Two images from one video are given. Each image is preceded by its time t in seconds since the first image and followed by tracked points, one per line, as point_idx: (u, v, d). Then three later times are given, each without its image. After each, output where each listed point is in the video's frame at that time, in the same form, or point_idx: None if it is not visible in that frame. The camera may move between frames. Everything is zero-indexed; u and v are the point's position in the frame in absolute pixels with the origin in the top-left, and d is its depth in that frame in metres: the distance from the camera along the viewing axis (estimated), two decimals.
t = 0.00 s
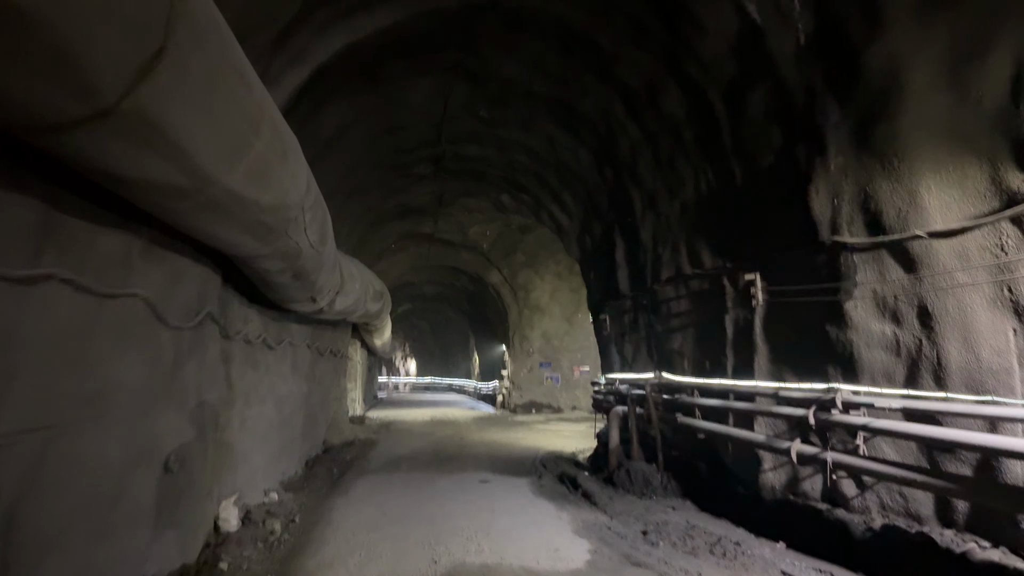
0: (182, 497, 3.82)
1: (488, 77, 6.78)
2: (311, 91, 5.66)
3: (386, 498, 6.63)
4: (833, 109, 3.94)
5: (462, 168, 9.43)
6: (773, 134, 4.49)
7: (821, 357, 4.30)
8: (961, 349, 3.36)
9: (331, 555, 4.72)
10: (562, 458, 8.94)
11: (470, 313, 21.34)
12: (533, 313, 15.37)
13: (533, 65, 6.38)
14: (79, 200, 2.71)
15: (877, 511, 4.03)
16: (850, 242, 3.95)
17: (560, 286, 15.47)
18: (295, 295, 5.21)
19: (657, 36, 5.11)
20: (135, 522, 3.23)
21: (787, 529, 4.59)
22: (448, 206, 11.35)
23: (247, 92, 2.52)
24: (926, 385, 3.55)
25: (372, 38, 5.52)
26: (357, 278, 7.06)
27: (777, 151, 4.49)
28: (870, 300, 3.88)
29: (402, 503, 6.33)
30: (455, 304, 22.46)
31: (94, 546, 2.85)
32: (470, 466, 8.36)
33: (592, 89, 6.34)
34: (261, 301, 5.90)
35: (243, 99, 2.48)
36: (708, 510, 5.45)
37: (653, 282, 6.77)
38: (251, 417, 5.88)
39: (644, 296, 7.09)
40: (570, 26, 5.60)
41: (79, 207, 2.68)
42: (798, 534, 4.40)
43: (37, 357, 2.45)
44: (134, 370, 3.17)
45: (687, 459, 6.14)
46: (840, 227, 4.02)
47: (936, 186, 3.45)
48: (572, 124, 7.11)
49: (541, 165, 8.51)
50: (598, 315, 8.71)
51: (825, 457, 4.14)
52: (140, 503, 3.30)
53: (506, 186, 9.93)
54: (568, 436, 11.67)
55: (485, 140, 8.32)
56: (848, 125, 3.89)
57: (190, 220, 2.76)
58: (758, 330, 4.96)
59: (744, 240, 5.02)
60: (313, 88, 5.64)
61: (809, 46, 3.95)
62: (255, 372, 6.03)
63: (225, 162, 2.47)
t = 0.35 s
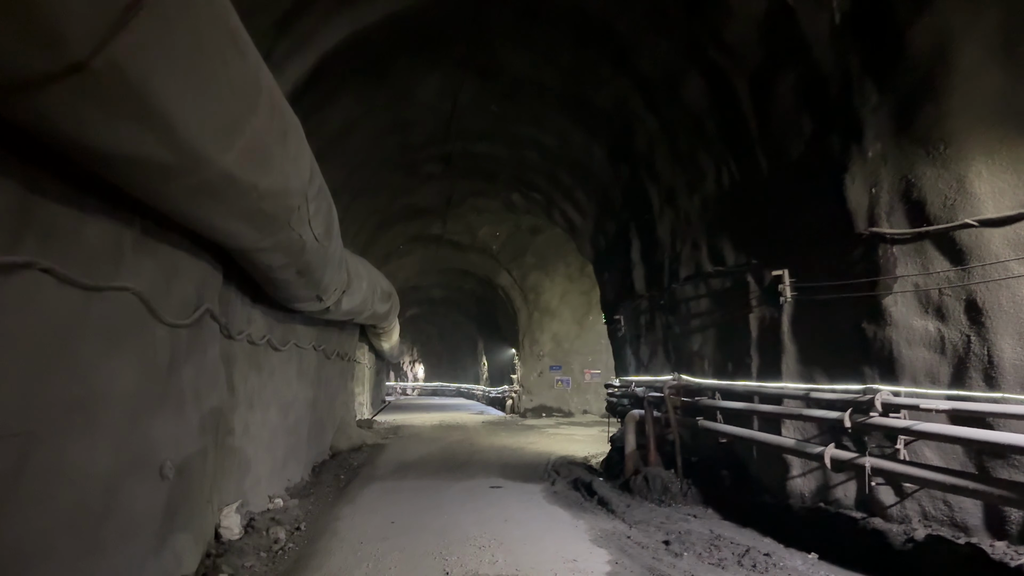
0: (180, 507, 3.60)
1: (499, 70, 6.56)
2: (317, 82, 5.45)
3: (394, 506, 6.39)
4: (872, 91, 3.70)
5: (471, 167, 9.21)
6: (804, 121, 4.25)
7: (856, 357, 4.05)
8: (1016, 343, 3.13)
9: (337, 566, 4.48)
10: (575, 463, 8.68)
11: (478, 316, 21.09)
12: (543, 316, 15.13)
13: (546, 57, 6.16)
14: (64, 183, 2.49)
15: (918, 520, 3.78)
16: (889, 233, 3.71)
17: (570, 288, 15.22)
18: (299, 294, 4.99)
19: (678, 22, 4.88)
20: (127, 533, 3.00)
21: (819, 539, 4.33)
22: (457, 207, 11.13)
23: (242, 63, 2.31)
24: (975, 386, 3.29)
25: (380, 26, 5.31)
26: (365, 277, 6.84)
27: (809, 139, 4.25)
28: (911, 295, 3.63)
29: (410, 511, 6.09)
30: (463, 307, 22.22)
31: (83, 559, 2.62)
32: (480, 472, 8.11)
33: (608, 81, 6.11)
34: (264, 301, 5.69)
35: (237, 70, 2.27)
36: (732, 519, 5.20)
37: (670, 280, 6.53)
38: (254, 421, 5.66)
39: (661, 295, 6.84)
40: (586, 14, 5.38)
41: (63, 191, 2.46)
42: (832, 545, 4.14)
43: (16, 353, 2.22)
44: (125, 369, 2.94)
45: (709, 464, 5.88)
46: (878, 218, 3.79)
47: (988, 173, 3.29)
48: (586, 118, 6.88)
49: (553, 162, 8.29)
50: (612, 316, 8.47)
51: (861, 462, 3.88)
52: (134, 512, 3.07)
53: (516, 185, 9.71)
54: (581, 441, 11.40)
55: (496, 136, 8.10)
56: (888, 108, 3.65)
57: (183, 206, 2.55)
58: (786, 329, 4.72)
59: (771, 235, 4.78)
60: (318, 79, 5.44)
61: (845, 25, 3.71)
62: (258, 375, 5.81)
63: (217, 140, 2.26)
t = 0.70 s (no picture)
0: (168, 512, 3.38)
1: (506, 57, 6.33)
2: (316, 67, 5.22)
3: (397, 508, 6.16)
4: (908, 69, 3.46)
5: (477, 159, 8.97)
6: (831, 103, 4.01)
7: (888, 353, 3.81)
8: None
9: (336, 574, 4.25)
10: (584, 463, 8.44)
11: (484, 314, 20.85)
12: (549, 313, 14.88)
13: (555, 43, 5.93)
14: (32, 160, 2.27)
15: (957, 528, 3.54)
16: (926, 219, 3.47)
17: (577, 284, 14.98)
18: (298, 288, 4.76)
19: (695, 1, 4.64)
20: (107, 543, 2.76)
21: (846, 546, 4.09)
22: (462, 201, 10.90)
23: (221, 23, 2.10)
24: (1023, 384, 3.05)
25: (383, 8, 5.08)
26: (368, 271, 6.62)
27: (836, 122, 4.00)
28: (951, 286, 3.40)
29: (414, 514, 5.87)
30: (469, 305, 21.98)
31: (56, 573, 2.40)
32: (487, 472, 7.88)
33: (620, 68, 5.87)
34: (261, 296, 5.46)
35: (215, 29, 2.05)
36: (751, 523, 4.96)
37: (684, 275, 6.29)
38: (252, 420, 5.43)
39: (674, 290, 6.60)
40: None
41: (30, 168, 2.24)
42: (862, 553, 3.90)
43: None
44: (104, 366, 2.72)
45: (725, 466, 5.64)
46: (914, 204, 3.54)
47: None
48: (596, 107, 6.65)
49: (561, 154, 8.05)
50: (622, 313, 8.22)
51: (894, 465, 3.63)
52: (115, 520, 2.83)
53: (523, 179, 9.47)
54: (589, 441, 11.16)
55: (502, 127, 7.87)
56: (927, 86, 3.41)
57: (162, 185, 2.33)
58: (810, 324, 4.47)
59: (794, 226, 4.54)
60: (318, 64, 5.21)
61: None
62: (256, 372, 5.59)
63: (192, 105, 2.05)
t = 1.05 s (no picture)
0: (151, 518, 3.14)
1: (513, 42, 6.08)
2: (313, 49, 4.98)
3: (399, 511, 5.92)
4: (951, 40, 3.21)
5: (482, 151, 8.72)
6: (863, 81, 3.76)
7: (924, 349, 3.56)
8: None
9: None
10: (592, 464, 8.19)
11: (488, 311, 20.60)
12: (554, 311, 14.63)
13: (564, 25, 5.67)
14: None
15: (1001, 536, 3.29)
16: (970, 204, 3.23)
17: (583, 281, 14.71)
18: (294, 280, 4.52)
19: None
20: (80, 554, 2.51)
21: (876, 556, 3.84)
22: (466, 195, 10.66)
23: None
24: None
25: None
26: (369, 265, 6.38)
27: (868, 101, 3.75)
28: (997, 275, 3.17)
29: (417, 517, 5.63)
30: (473, 302, 21.74)
31: None
32: (492, 473, 7.64)
33: (632, 50, 5.62)
34: (257, 289, 5.22)
35: None
36: (772, 529, 4.71)
37: (698, 268, 6.03)
38: (246, 419, 5.19)
39: (686, 284, 6.35)
40: None
41: None
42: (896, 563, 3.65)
43: None
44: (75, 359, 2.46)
45: (742, 468, 5.39)
46: (956, 187, 3.29)
47: None
48: (606, 94, 6.39)
49: (568, 144, 7.80)
50: (631, 309, 7.97)
51: (932, 469, 3.38)
52: (89, 528, 2.58)
53: (529, 171, 9.22)
54: (596, 441, 10.90)
55: (508, 117, 7.62)
56: (972, 58, 3.17)
57: (131, 155, 2.08)
58: (837, 318, 4.23)
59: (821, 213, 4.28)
60: (315, 46, 4.97)
61: None
62: (252, 369, 5.35)
63: (162, 59, 1.80)
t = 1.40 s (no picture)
0: (135, 522, 2.91)
1: (520, 25, 5.86)
2: (312, 29, 4.75)
3: (401, 513, 5.69)
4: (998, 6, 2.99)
5: (486, 143, 8.50)
6: (898, 55, 3.53)
7: (966, 340, 3.34)
8: None
9: None
10: (600, 463, 7.96)
11: (491, 309, 20.36)
12: (559, 308, 14.39)
13: (573, 7, 5.45)
14: None
15: None
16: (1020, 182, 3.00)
17: (588, 278, 14.47)
18: (291, 270, 4.29)
19: None
20: (55, 563, 2.28)
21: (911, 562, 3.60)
22: (470, 190, 10.43)
23: None
24: None
25: None
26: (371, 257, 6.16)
27: (904, 77, 3.53)
28: None
29: (420, 519, 5.40)
30: (475, 301, 21.50)
31: None
32: (497, 473, 7.40)
33: (645, 32, 5.38)
34: (253, 280, 5.00)
35: None
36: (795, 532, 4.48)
37: (713, 260, 5.80)
38: (242, 417, 4.96)
39: (700, 278, 6.11)
40: None
41: None
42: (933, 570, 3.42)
43: None
44: (47, 349, 2.24)
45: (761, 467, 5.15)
46: (1003, 165, 3.07)
47: None
48: (617, 80, 6.17)
49: (576, 134, 7.57)
50: (641, 304, 7.73)
51: (976, 469, 3.15)
52: (65, 534, 2.36)
53: (534, 164, 8.98)
54: (603, 440, 10.66)
55: (514, 106, 7.39)
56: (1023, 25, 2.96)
57: (106, 119, 1.86)
58: (866, 310, 4.00)
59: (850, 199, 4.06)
60: (315, 26, 4.74)
61: None
62: (248, 365, 5.12)
63: None
